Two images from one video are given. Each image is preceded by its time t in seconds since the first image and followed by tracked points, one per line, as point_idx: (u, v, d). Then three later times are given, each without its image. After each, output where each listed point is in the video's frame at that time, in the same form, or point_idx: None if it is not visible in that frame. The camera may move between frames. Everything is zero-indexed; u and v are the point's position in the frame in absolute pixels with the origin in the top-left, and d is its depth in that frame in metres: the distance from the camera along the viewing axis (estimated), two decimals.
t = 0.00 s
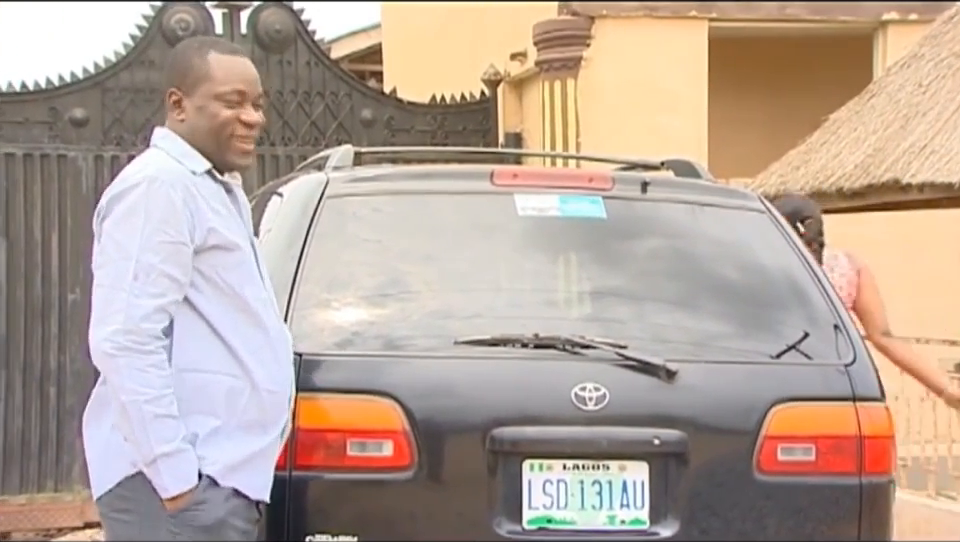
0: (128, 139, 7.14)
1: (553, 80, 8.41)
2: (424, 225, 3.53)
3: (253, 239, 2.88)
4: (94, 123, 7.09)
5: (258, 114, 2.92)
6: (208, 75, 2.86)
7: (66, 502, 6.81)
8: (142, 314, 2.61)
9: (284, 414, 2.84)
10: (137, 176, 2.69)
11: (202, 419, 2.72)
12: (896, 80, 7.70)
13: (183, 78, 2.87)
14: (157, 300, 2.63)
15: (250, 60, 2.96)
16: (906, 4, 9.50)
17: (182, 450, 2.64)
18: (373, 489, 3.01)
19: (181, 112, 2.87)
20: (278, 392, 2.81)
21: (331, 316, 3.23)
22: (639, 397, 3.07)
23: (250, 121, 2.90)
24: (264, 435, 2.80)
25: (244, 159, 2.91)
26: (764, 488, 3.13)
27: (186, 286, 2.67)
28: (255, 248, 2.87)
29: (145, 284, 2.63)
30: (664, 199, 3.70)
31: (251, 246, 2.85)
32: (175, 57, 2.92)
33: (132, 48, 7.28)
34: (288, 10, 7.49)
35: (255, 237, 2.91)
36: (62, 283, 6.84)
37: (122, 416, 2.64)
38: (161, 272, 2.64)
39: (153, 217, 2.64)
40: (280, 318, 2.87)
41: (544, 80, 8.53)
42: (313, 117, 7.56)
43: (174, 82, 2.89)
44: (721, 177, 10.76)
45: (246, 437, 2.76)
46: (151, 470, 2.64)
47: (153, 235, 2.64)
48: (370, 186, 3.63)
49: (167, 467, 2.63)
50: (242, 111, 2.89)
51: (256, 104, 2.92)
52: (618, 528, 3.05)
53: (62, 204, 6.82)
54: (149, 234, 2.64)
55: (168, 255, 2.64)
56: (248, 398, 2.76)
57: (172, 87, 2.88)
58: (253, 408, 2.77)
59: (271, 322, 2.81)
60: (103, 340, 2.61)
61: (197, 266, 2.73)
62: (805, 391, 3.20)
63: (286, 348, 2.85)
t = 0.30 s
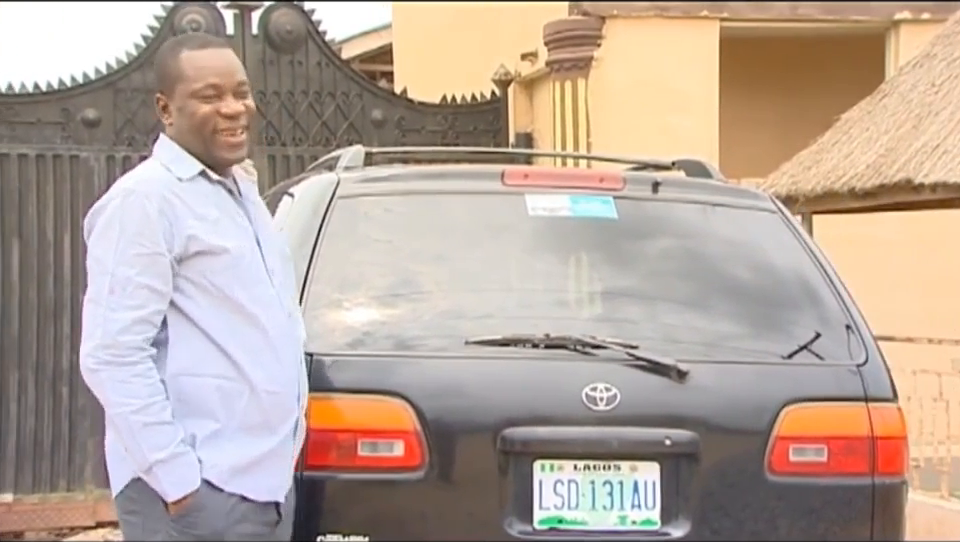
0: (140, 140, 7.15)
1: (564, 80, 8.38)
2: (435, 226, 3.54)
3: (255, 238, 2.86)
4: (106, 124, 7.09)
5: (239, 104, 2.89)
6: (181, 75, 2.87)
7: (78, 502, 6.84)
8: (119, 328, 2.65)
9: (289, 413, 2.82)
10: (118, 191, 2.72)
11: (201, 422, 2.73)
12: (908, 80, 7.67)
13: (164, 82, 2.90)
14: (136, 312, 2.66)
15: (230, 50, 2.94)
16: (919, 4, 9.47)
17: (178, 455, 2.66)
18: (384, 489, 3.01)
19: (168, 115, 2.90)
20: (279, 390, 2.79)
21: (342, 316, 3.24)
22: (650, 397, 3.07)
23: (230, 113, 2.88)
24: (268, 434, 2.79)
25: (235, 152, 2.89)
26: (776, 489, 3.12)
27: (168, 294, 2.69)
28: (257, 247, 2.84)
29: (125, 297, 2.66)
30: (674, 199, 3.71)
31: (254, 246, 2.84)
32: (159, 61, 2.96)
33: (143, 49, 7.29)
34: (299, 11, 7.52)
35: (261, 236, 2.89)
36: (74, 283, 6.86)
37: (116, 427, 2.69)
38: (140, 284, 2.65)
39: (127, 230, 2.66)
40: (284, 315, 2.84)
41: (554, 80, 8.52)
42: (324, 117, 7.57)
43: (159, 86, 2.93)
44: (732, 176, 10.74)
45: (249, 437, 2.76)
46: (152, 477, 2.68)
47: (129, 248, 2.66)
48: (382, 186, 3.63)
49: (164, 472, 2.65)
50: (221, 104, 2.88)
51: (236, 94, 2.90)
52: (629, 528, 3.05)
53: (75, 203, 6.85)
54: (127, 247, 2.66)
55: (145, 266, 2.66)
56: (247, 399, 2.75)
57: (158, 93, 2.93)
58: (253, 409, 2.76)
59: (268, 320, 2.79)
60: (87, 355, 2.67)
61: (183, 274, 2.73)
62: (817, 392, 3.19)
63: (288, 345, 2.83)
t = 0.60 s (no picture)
0: (157, 141, 7.17)
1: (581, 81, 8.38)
2: (450, 227, 3.54)
3: (260, 248, 2.81)
4: (123, 125, 7.10)
5: (241, 113, 2.87)
6: (185, 85, 2.88)
7: (96, 502, 6.88)
8: (97, 342, 2.66)
9: (283, 422, 2.77)
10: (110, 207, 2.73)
11: (190, 430, 2.70)
12: (926, 80, 7.64)
13: (174, 91, 2.92)
14: (116, 326, 2.66)
15: (238, 59, 2.92)
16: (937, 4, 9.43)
17: (162, 461, 2.64)
18: (399, 491, 3.02)
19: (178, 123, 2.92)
20: (271, 400, 2.75)
21: (358, 316, 3.25)
22: (666, 398, 3.07)
23: (231, 123, 2.86)
24: (262, 443, 2.74)
25: (238, 161, 2.86)
26: (793, 490, 3.11)
27: (151, 308, 2.67)
28: (260, 257, 2.79)
29: (107, 311, 2.67)
30: (690, 200, 3.72)
31: (255, 256, 2.79)
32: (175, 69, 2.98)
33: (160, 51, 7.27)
34: (315, 12, 7.51)
35: (268, 245, 2.83)
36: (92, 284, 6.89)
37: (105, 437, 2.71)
38: (121, 298, 2.65)
39: (112, 245, 2.66)
40: (284, 325, 2.79)
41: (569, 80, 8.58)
42: (340, 118, 7.60)
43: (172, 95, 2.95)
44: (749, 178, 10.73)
45: (240, 446, 2.72)
46: (139, 484, 2.67)
47: (113, 263, 2.65)
48: (398, 187, 3.64)
49: (148, 480, 2.64)
50: (223, 113, 2.86)
51: (239, 103, 2.88)
52: (644, 530, 3.04)
53: (92, 203, 6.88)
54: (110, 262, 2.66)
55: (127, 280, 2.65)
56: (237, 409, 2.71)
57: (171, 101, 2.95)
58: (244, 418, 2.72)
59: (262, 330, 2.74)
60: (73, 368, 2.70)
61: (172, 287, 2.72)
62: (835, 393, 3.18)
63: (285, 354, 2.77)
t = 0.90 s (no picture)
0: (172, 142, 7.19)
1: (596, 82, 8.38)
2: (465, 227, 3.54)
3: (279, 255, 2.77)
4: (139, 126, 7.11)
5: (272, 128, 2.81)
6: (227, 89, 2.84)
7: (112, 502, 6.91)
8: (102, 334, 2.69)
9: (287, 428, 2.75)
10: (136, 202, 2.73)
11: (192, 426, 2.71)
12: (945, 80, 7.60)
13: (216, 91, 2.88)
14: (122, 321, 2.68)
15: (284, 72, 2.85)
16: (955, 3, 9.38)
17: (159, 450, 2.65)
18: (414, 491, 3.02)
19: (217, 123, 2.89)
20: (277, 407, 2.73)
21: (373, 316, 3.26)
22: (681, 398, 3.06)
23: (262, 136, 2.80)
24: (263, 448, 2.73)
25: (262, 175, 2.80)
26: (810, 491, 3.10)
27: (160, 306, 2.69)
28: (278, 265, 2.76)
29: (117, 305, 2.69)
30: (705, 199, 3.72)
31: (274, 263, 2.75)
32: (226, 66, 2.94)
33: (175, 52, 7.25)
34: (330, 12, 7.53)
35: (288, 253, 2.79)
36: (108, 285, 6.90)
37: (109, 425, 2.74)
38: (131, 294, 2.67)
39: (130, 242, 2.67)
40: (299, 334, 2.76)
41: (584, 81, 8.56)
42: (355, 118, 7.60)
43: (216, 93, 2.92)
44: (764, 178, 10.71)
45: (241, 448, 2.71)
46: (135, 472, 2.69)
47: (127, 259, 2.67)
48: (412, 187, 3.65)
49: (143, 468, 2.65)
50: (256, 125, 2.81)
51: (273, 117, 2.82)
52: (660, 530, 3.04)
53: (108, 203, 6.91)
54: (124, 258, 2.68)
55: (138, 277, 2.66)
56: (241, 412, 2.70)
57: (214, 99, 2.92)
58: (248, 421, 2.71)
59: (274, 337, 2.73)
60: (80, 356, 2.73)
61: (186, 288, 2.71)
62: (851, 394, 3.17)
63: (295, 363, 2.75)
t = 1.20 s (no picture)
0: (191, 142, 7.21)
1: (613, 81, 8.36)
2: (484, 228, 3.55)
3: (301, 265, 2.76)
4: (159, 127, 7.16)
5: (299, 140, 2.77)
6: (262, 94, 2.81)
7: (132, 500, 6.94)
8: (130, 338, 2.63)
9: (300, 438, 2.74)
10: (165, 203, 2.69)
11: (209, 432, 2.69)
12: None
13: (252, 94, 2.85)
14: (150, 325, 2.63)
15: (322, 84, 2.80)
16: None
17: (184, 459, 2.63)
18: (432, 491, 3.02)
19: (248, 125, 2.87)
20: (292, 417, 2.72)
21: (391, 316, 3.26)
22: (700, 398, 3.05)
23: (287, 148, 2.76)
24: (276, 457, 2.72)
25: (283, 186, 2.76)
26: (830, 492, 3.09)
27: (187, 312, 2.65)
28: (300, 275, 2.74)
29: (144, 308, 2.64)
30: (724, 199, 3.73)
31: (296, 273, 2.74)
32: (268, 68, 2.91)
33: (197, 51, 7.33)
34: (348, 12, 7.52)
35: (309, 264, 2.77)
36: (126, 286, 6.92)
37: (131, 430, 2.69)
38: (159, 298, 2.63)
39: (160, 244, 2.62)
40: (315, 345, 2.74)
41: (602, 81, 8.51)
42: (372, 118, 7.61)
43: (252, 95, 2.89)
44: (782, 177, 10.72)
45: (256, 456, 2.70)
46: (157, 479, 2.66)
47: (157, 262, 2.62)
48: (431, 188, 3.65)
49: (168, 476, 2.63)
50: (283, 135, 2.77)
51: (302, 129, 2.78)
52: (678, 531, 3.03)
53: (131, 199, 6.91)
54: (153, 260, 2.62)
55: (167, 282, 2.62)
56: (258, 421, 2.69)
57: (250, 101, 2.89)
58: (264, 431, 2.69)
59: (294, 348, 2.71)
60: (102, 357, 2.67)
61: (211, 295, 2.68)
62: (871, 394, 3.16)
63: (311, 374, 2.73)
